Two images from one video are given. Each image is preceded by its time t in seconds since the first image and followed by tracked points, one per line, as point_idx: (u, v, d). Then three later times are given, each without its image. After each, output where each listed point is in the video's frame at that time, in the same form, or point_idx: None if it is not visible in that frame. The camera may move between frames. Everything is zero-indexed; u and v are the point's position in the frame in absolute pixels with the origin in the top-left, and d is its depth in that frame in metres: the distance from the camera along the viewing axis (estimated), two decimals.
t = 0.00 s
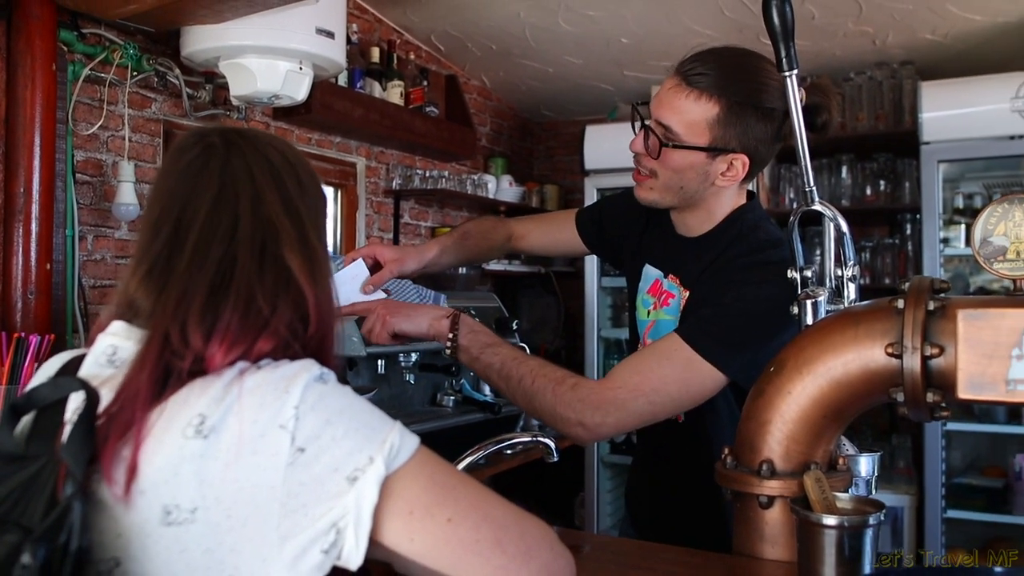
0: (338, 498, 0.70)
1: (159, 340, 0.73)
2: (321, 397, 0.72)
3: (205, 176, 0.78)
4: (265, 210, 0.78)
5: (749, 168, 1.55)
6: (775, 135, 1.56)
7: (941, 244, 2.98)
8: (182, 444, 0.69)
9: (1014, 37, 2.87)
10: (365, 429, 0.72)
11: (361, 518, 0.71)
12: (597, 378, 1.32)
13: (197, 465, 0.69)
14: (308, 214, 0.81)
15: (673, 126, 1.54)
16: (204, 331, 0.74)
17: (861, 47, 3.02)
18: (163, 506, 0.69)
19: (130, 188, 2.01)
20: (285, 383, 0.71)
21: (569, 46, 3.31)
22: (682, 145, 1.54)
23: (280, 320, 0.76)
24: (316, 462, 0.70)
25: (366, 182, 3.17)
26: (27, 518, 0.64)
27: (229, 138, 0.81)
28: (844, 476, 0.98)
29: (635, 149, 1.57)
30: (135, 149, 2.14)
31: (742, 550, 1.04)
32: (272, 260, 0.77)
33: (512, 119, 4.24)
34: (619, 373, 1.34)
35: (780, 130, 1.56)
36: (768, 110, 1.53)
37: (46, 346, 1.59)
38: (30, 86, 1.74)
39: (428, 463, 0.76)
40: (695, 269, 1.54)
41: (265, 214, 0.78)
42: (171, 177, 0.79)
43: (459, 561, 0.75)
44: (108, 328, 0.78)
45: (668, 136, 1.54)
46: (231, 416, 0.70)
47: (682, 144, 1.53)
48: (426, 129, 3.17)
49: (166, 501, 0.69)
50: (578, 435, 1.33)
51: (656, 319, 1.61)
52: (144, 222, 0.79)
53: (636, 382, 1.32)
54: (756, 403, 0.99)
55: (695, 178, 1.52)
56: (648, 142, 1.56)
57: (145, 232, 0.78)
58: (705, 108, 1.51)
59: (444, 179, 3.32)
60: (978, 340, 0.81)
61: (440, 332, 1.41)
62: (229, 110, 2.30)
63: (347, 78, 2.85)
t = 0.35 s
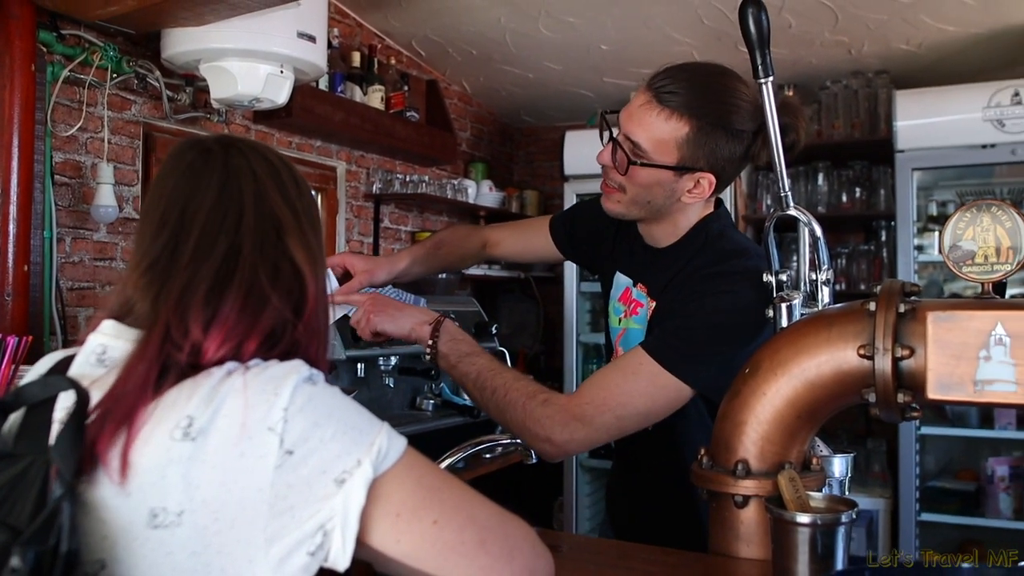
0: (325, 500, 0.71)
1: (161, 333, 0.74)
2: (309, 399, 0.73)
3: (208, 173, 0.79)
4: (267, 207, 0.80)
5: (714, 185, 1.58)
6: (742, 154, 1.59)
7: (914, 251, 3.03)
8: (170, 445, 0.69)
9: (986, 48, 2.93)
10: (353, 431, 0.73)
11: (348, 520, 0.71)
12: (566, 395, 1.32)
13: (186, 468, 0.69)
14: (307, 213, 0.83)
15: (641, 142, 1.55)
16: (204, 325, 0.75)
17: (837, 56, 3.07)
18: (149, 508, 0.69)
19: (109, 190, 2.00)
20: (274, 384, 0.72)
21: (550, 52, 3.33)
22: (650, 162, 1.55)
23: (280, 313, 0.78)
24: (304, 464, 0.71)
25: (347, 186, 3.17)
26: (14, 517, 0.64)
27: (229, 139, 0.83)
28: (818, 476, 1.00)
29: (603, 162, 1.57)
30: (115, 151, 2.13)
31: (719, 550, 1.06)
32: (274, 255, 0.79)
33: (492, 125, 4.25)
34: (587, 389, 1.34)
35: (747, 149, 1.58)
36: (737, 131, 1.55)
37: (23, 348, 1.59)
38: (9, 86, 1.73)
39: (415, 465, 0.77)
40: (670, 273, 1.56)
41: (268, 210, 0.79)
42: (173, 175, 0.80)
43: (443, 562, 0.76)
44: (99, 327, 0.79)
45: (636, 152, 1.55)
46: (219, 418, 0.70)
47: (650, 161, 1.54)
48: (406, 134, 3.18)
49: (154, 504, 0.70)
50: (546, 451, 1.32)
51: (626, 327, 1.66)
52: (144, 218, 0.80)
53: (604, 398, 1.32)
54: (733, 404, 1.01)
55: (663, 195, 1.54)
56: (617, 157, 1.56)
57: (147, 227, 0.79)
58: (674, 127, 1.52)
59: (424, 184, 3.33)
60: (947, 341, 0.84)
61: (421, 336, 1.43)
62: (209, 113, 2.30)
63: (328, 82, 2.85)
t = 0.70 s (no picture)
0: (312, 493, 0.71)
1: (151, 327, 0.75)
2: (297, 393, 0.73)
3: (201, 169, 0.80)
4: (260, 204, 0.80)
5: (702, 179, 1.59)
6: (729, 148, 1.59)
7: (907, 251, 3.05)
8: (157, 438, 0.69)
9: (979, 49, 2.95)
10: (340, 425, 0.74)
11: (334, 513, 0.72)
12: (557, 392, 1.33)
13: (173, 460, 0.70)
14: (299, 212, 0.83)
15: (626, 139, 1.57)
16: (195, 320, 0.75)
17: (831, 56, 3.08)
18: (136, 499, 0.70)
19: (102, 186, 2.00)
20: (261, 378, 0.72)
21: (545, 51, 3.33)
22: (637, 158, 1.57)
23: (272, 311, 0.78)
24: (291, 458, 0.71)
25: (341, 183, 3.17)
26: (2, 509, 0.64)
27: (222, 137, 0.83)
28: (805, 472, 1.01)
29: (590, 160, 1.60)
30: (108, 147, 2.13)
31: (708, 546, 1.07)
32: (266, 252, 0.79)
33: (488, 123, 4.25)
34: (580, 389, 1.34)
35: (734, 143, 1.58)
36: (722, 124, 1.55)
37: (17, 344, 1.63)
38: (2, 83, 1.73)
39: (401, 459, 0.77)
40: (659, 272, 1.56)
41: (260, 208, 0.80)
42: (166, 170, 0.81)
43: (430, 556, 0.77)
44: (89, 321, 0.79)
45: (622, 148, 1.58)
46: (207, 411, 0.70)
47: (636, 157, 1.57)
48: (401, 132, 3.18)
49: (140, 495, 0.70)
50: (540, 452, 1.33)
51: (616, 326, 1.66)
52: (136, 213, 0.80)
53: (596, 398, 1.33)
54: (722, 402, 1.02)
55: (649, 190, 1.55)
56: (604, 154, 1.59)
57: (138, 222, 0.80)
58: (659, 122, 1.54)
59: (419, 182, 3.33)
60: (933, 340, 0.84)
61: (412, 339, 1.43)
62: (204, 110, 2.30)
63: (323, 80, 2.85)
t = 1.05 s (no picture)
0: (305, 488, 0.71)
1: (142, 321, 0.75)
2: (289, 387, 0.73)
3: (190, 162, 0.80)
4: (250, 196, 0.80)
5: (699, 166, 1.58)
6: (723, 133, 1.59)
7: (909, 246, 3.04)
8: (149, 432, 0.69)
9: (982, 43, 2.93)
10: (333, 420, 0.74)
11: (327, 508, 0.72)
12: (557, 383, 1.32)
13: (165, 455, 0.70)
14: (289, 204, 0.83)
15: (619, 133, 1.57)
16: (186, 314, 0.75)
17: (833, 51, 3.07)
18: (128, 494, 0.70)
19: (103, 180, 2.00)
20: (254, 372, 0.72)
21: (547, 45, 3.32)
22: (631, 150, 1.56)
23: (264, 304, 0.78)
24: (283, 452, 0.71)
25: (343, 177, 3.17)
26: None
27: (211, 130, 0.83)
28: (802, 468, 1.01)
29: (585, 158, 1.59)
30: (109, 141, 2.13)
31: (705, 541, 1.07)
32: (255, 244, 0.79)
33: (490, 117, 4.25)
34: (578, 380, 1.34)
35: (727, 127, 1.58)
36: (712, 109, 1.55)
37: (15, 337, 1.68)
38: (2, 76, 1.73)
39: (395, 453, 0.77)
40: (657, 266, 1.56)
41: (250, 200, 0.80)
42: (155, 164, 0.80)
43: (424, 551, 0.77)
44: (82, 315, 0.79)
45: (615, 142, 1.57)
46: (199, 406, 0.70)
47: (630, 150, 1.56)
48: (402, 126, 3.18)
49: (132, 490, 0.70)
50: (536, 437, 1.34)
51: (615, 320, 1.66)
52: (127, 207, 0.80)
53: (593, 384, 1.33)
54: (721, 398, 1.01)
55: (646, 180, 1.54)
56: (597, 150, 1.59)
57: (129, 216, 0.80)
58: (649, 113, 1.54)
59: (420, 176, 3.33)
60: (931, 336, 0.83)
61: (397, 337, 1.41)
62: (204, 103, 2.30)
63: (324, 73, 2.85)
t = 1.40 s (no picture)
0: (312, 483, 0.71)
1: (148, 317, 0.75)
2: (296, 382, 0.73)
3: (195, 157, 0.80)
4: (255, 191, 0.80)
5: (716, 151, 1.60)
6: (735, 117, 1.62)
7: (923, 244, 3.02)
8: (155, 427, 0.70)
9: (997, 39, 2.90)
10: (338, 415, 0.74)
11: (333, 503, 0.72)
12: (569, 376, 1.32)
13: (171, 449, 0.70)
14: (295, 199, 0.84)
15: (640, 124, 1.55)
16: (191, 310, 0.76)
17: (846, 47, 3.05)
18: (135, 488, 0.70)
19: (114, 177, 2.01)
20: (260, 367, 0.72)
21: (557, 42, 3.31)
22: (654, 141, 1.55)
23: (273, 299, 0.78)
24: (289, 447, 0.71)
25: (353, 175, 3.17)
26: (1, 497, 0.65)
27: (215, 126, 0.84)
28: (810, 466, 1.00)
29: (607, 153, 1.56)
30: (120, 139, 2.14)
31: (713, 540, 1.06)
32: (261, 240, 0.79)
33: (501, 115, 4.25)
34: (588, 377, 1.34)
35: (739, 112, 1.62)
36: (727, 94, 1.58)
37: (27, 333, 1.69)
38: (14, 74, 1.74)
39: (400, 449, 0.77)
40: (665, 263, 1.56)
41: (255, 194, 0.80)
42: (160, 160, 0.81)
43: (429, 547, 0.77)
44: (88, 311, 0.80)
45: (637, 134, 1.55)
46: (205, 400, 0.71)
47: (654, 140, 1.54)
48: (413, 123, 3.18)
49: (138, 484, 0.70)
50: (544, 435, 1.34)
51: (627, 315, 1.65)
52: (132, 203, 0.81)
53: (603, 382, 1.33)
54: (728, 396, 1.00)
55: (672, 170, 1.54)
56: (619, 144, 1.55)
57: (134, 213, 0.80)
58: (671, 101, 1.54)
59: (431, 173, 3.32)
60: (941, 333, 0.82)
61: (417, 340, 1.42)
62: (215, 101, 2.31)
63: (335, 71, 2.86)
